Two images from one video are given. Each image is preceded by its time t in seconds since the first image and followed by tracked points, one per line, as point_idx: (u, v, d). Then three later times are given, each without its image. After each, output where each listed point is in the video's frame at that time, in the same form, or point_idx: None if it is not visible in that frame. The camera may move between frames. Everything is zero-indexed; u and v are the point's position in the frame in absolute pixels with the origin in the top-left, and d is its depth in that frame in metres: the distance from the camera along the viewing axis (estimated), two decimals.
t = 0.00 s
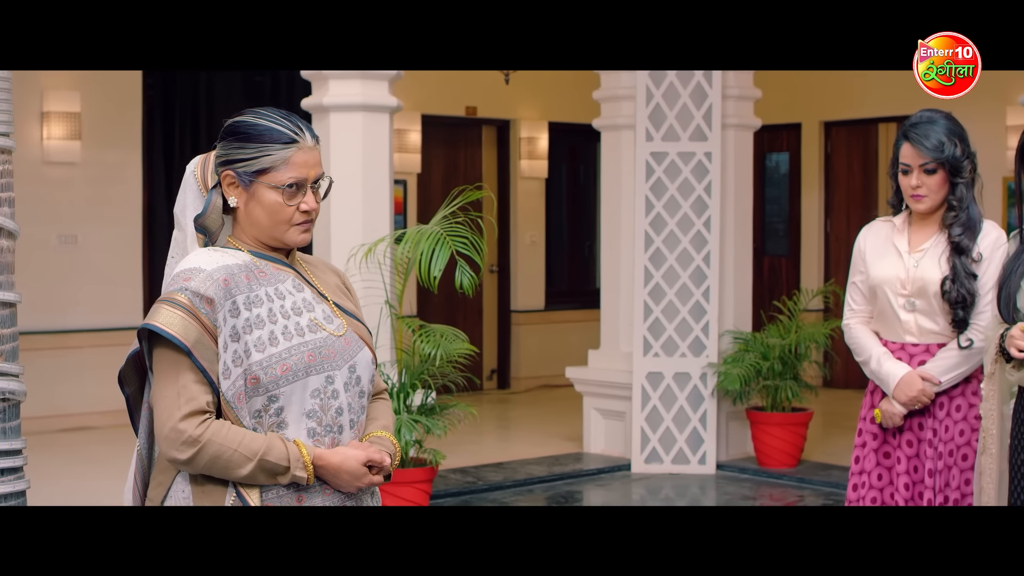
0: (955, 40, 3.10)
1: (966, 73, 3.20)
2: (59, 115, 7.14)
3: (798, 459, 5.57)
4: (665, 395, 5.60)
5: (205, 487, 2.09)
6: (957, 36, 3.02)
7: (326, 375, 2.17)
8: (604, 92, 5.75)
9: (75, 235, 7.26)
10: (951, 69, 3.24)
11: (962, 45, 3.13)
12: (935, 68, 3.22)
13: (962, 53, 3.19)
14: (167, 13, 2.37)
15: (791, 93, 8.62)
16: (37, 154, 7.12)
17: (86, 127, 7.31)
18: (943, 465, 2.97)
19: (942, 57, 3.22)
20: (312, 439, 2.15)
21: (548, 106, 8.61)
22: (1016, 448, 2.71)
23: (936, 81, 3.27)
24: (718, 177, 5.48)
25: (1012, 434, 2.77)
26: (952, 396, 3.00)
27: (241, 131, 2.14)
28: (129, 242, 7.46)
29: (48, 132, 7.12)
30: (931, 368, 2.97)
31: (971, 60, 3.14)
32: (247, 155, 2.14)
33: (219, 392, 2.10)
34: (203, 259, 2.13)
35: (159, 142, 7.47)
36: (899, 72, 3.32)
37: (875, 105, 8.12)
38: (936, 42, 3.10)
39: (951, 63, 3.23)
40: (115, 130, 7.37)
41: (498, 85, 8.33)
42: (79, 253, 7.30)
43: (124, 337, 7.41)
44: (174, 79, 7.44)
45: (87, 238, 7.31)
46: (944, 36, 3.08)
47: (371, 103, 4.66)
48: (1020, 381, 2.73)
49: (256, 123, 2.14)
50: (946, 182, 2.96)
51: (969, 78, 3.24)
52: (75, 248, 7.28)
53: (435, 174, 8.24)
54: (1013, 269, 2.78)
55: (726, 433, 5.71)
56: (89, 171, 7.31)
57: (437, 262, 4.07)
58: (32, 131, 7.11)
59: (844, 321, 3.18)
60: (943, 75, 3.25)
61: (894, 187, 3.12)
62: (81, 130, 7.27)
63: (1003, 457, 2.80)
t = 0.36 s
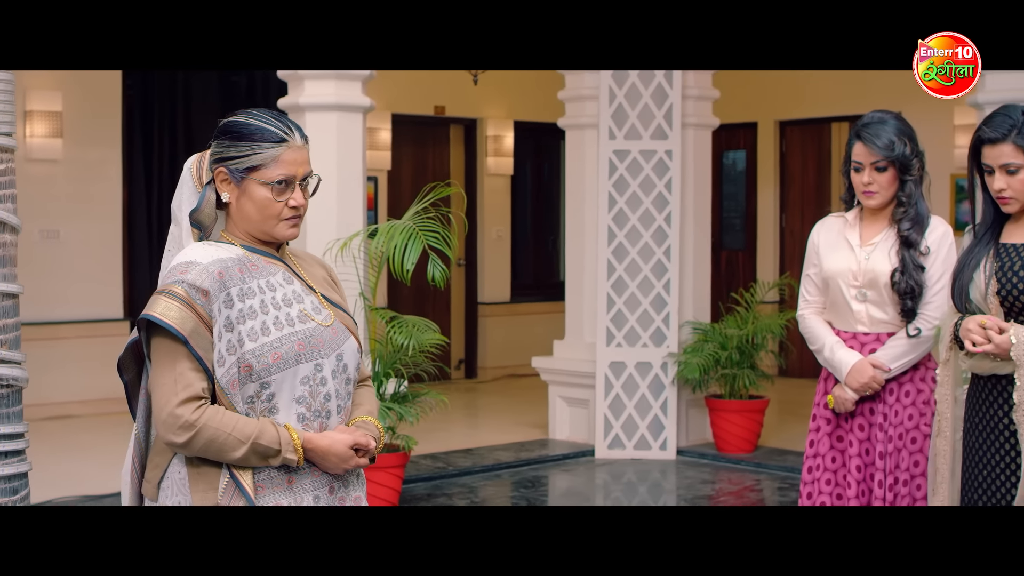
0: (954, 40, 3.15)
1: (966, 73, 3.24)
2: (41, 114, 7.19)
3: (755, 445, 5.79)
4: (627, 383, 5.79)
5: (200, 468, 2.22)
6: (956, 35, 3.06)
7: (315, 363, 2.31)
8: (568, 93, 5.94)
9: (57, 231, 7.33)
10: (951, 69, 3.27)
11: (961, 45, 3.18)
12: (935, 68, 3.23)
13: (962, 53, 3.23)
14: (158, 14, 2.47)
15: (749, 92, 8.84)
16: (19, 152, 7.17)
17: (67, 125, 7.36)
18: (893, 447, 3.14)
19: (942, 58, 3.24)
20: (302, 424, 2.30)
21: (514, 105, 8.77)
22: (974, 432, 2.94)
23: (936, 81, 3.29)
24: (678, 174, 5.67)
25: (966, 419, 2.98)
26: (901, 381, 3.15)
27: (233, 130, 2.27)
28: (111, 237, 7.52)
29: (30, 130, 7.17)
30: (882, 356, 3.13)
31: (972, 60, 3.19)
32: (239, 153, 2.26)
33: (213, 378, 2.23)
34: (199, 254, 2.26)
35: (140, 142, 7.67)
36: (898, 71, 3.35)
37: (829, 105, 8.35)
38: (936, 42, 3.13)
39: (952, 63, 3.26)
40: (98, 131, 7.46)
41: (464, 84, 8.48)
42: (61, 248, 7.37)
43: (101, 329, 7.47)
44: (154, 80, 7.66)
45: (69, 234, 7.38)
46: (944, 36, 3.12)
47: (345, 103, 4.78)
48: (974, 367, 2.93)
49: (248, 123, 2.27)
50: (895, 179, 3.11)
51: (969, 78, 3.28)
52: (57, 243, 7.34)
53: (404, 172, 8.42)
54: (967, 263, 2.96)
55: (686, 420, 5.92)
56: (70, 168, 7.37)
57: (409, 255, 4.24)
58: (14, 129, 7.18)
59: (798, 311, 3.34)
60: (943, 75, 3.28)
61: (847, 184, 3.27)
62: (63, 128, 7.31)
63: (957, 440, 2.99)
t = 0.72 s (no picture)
0: (954, 40, 3.07)
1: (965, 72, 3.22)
2: (25, 115, 7.24)
3: (713, 433, 6.01)
4: (591, 373, 5.99)
5: (194, 453, 2.27)
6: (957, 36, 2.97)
7: (302, 353, 2.39)
8: (533, 95, 6.14)
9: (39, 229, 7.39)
10: (950, 69, 3.24)
11: (961, 44, 3.11)
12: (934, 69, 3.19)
13: (962, 53, 3.18)
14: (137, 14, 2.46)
15: (707, 93, 9.08)
16: None
17: (48, 126, 7.42)
18: (844, 432, 3.26)
19: (943, 58, 3.19)
20: (290, 411, 2.38)
21: (480, 106, 8.93)
22: (928, 418, 3.05)
23: (935, 80, 3.27)
24: (639, 173, 5.86)
25: (920, 406, 3.10)
26: (852, 371, 3.26)
27: (225, 131, 2.37)
28: (91, 235, 7.61)
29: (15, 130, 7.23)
30: (832, 347, 3.24)
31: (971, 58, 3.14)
32: (231, 153, 2.37)
33: (205, 367, 2.30)
34: (194, 250, 2.32)
35: (118, 144, 7.76)
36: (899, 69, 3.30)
37: (784, 107, 8.59)
38: (936, 42, 3.04)
39: (952, 62, 3.22)
40: (78, 132, 7.53)
41: (432, 84, 8.65)
42: (44, 245, 7.43)
43: (80, 322, 7.53)
44: (131, 82, 7.75)
45: (51, 231, 7.44)
46: (945, 36, 3.02)
47: (320, 105, 4.90)
48: (927, 355, 3.03)
49: (239, 124, 2.37)
50: (845, 178, 3.22)
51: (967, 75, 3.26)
52: (39, 240, 7.41)
53: (373, 170, 8.57)
54: (924, 258, 3.03)
55: (646, 409, 6.13)
56: (53, 168, 7.44)
57: (382, 251, 4.41)
58: None
59: (754, 305, 3.45)
60: (943, 74, 3.25)
61: (800, 183, 3.38)
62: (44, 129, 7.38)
63: (911, 425, 3.12)
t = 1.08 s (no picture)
0: (955, 39, 2.83)
1: (967, 74, 2.91)
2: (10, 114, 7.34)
3: (672, 420, 6.24)
4: (555, 364, 6.21)
5: (186, 437, 2.28)
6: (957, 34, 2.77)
7: (289, 343, 2.45)
8: (499, 97, 6.35)
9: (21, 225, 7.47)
10: (952, 69, 2.94)
11: (962, 44, 2.85)
12: (934, 68, 2.93)
13: (963, 53, 2.90)
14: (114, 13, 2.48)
15: (666, 94, 9.33)
16: None
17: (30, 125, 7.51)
18: (797, 418, 3.45)
19: (942, 57, 2.92)
20: (277, 397, 2.45)
21: (447, 106, 9.12)
22: (882, 403, 3.03)
23: (935, 82, 2.98)
24: (601, 172, 6.08)
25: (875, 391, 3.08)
26: (805, 360, 3.47)
27: (216, 132, 2.41)
28: (71, 233, 7.69)
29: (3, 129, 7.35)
30: (787, 338, 3.43)
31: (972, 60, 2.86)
32: (220, 153, 2.40)
33: (197, 356, 2.37)
34: (186, 244, 2.37)
35: (99, 144, 7.87)
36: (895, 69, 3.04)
37: (740, 107, 8.84)
38: (936, 41, 2.83)
39: (952, 62, 2.93)
40: (59, 130, 7.62)
41: (400, 84, 8.82)
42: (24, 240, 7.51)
43: (59, 315, 7.62)
44: (111, 82, 7.87)
45: (32, 227, 7.52)
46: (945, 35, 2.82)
47: (294, 106, 5.07)
48: (880, 340, 3.02)
49: (229, 126, 2.41)
50: (797, 177, 3.44)
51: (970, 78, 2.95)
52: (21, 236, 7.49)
53: (344, 168, 8.74)
54: (880, 253, 3.00)
55: (608, 398, 6.35)
56: (34, 166, 7.52)
57: (356, 246, 4.60)
58: None
59: (711, 298, 3.66)
60: (943, 76, 2.96)
61: (754, 183, 3.60)
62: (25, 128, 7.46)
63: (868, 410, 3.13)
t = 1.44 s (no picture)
0: (956, 40, 2.72)
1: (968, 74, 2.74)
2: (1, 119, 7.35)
3: (654, 418, 6.31)
4: (539, 362, 6.27)
5: (185, 432, 2.22)
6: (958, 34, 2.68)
7: (284, 340, 2.38)
8: (483, 97, 6.41)
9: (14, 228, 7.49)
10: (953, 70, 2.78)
11: (963, 45, 2.73)
12: (935, 68, 2.78)
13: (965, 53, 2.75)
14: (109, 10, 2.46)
15: (646, 95, 9.42)
16: None
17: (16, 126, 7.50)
18: (777, 414, 3.44)
19: (942, 57, 2.77)
20: (273, 393, 2.37)
21: (430, 107, 9.16)
22: (862, 398, 3.10)
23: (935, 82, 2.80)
24: (584, 171, 6.14)
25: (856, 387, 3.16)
26: (783, 357, 3.45)
27: (213, 133, 2.36)
28: (56, 236, 7.69)
29: None
30: (765, 334, 3.43)
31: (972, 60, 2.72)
32: (218, 153, 2.34)
33: (196, 353, 2.29)
34: (184, 243, 2.30)
35: (84, 145, 7.89)
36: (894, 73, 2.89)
37: (721, 107, 8.93)
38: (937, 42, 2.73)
39: (953, 63, 2.77)
40: (45, 131, 7.62)
41: (382, 85, 8.87)
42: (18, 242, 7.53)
43: (46, 316, 7.60)
44: (96, 83, 7.89)
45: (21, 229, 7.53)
46: (945, 35, 2.72)
47: (281, 106, 5.10)
48: (862, 336, 3.08)
49: (226, 127, 2.35)
50: (777, 178, 3.44)
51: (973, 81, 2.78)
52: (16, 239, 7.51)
53: (329, 169, 8.81)
54: (861, 251, 3.07)
55: (591, 396, 6.41)
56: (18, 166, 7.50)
57: (343, 245, 4.65)
58: None
59: (692, 297, 3.64)
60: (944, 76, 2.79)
61: (734, 183, 3.61)
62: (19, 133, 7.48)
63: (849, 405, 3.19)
